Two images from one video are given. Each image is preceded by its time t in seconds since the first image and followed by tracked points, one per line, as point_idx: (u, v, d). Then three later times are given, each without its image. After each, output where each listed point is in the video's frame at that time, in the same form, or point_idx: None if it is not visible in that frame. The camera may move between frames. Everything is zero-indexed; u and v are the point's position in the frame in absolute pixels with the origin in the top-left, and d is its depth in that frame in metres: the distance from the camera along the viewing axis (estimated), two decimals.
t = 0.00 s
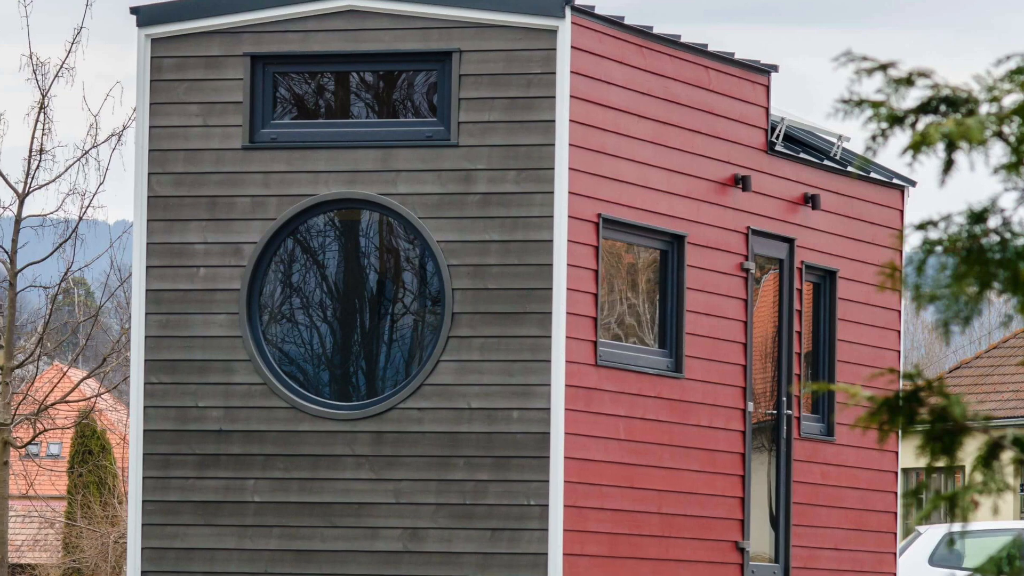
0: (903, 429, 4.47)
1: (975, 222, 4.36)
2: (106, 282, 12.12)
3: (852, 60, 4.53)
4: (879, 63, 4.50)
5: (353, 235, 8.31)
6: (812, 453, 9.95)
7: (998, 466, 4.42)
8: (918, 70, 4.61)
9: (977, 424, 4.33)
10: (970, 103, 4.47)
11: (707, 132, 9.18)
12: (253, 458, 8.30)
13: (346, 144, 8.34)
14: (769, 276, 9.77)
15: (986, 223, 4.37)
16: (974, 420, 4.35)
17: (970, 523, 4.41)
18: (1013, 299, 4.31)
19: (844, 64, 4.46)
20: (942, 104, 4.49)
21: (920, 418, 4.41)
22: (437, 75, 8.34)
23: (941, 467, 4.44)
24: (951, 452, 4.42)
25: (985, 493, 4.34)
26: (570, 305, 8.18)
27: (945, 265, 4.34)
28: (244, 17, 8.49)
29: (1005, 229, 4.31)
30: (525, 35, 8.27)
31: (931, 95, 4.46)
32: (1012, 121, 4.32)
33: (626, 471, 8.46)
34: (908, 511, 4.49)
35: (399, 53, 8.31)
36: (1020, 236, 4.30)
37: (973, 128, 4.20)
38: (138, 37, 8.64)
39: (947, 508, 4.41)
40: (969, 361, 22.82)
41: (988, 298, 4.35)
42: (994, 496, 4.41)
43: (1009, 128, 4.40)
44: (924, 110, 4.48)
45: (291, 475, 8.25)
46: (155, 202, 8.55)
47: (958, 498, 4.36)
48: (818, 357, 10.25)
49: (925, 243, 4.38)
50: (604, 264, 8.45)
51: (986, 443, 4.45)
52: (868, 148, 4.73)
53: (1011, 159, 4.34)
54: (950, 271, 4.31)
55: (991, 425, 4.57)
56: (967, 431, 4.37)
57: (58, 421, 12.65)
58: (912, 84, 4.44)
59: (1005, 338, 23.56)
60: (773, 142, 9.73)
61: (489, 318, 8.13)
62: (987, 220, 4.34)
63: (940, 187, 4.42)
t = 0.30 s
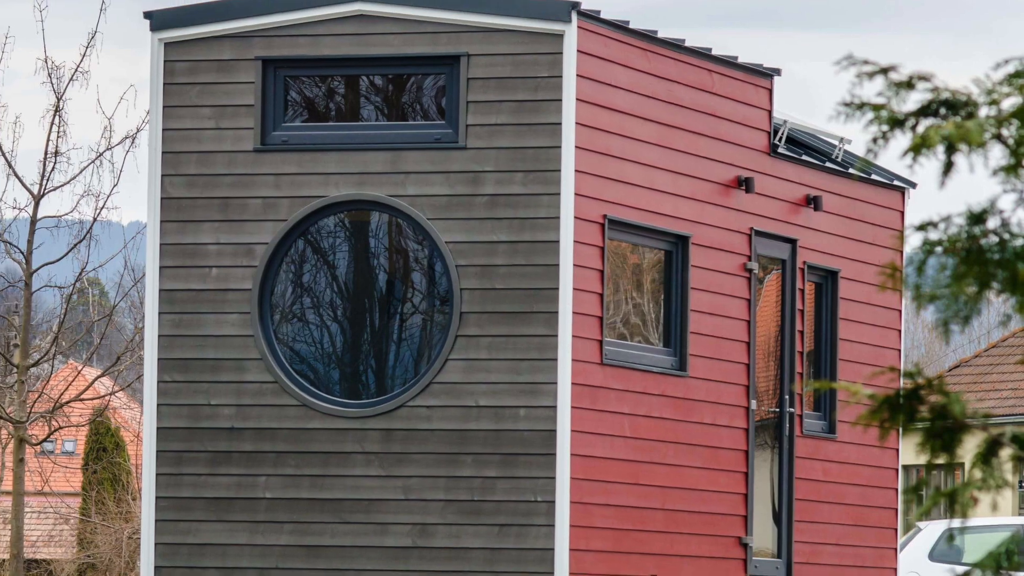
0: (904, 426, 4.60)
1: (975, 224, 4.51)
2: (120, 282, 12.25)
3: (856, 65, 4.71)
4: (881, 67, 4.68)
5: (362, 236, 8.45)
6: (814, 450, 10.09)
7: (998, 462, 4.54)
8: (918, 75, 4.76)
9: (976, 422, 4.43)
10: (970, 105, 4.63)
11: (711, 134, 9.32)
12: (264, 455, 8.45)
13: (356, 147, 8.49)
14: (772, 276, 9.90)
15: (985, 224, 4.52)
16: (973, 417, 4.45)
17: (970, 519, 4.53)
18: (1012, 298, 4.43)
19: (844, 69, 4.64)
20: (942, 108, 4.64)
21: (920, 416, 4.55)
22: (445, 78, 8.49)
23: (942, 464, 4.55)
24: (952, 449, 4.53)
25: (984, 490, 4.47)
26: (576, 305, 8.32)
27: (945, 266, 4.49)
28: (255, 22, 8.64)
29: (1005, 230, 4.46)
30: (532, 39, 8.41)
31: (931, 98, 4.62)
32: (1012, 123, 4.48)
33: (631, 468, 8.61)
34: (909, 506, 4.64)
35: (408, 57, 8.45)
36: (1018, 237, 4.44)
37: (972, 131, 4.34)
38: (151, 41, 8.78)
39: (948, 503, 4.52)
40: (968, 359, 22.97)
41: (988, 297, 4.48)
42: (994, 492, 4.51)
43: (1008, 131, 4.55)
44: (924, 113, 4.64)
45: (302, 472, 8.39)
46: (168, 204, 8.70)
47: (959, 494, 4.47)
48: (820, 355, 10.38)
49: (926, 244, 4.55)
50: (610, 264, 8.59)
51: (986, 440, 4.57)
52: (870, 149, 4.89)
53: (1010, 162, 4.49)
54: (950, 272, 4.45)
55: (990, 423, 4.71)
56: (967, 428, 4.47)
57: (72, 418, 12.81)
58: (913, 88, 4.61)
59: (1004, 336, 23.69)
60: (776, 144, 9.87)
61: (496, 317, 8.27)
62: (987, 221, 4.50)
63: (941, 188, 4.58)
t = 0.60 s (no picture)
0: (904, 423, 4.70)
1: (974, 224, 4.65)
2: (134, 281, 12.37)
3: (857, 68, 4.78)
4: (881, 70, 4.76)
5: (372, 236, 8.60)
6: (816, 447, 10.23)
7: (996, 460, 4.69)
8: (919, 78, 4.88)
9: (977, 420, 4.55)
10: (969, 108, 4.74)
11: (715, 136, 9.46)
12: (275, 452, 8.60)
13: (365, 149, 8.63)
14: (775, 276, 10.03)
15: (984, 225, 4.66)
16: (974, 416, 4.56)
17: (969, 514, 4.66)
18: (1010, 298, 4.58)
19: (848, 72, 4.68)
20: (942, 110, 4.75)
21: (921, 413, 4.64)
22: (454, 81, 8.63)
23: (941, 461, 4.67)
24: (951, 446, 4.65)
25: (984, 486, 4.59)
26: (583, 305, 8.46)
27: (945, 266, 4.63)
28: (267, 26, 8.78)
29: (1003, 231, 4.60)
30: (539, 43, 8.55)
31: (931, 101, 4.72)
32: (1010, 127, 4.60)
33: (637, 465, 8.75)
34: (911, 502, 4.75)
35: (417, 61, 8.60)
36: (1017, 239, 4.59)
37: (971, 133, 4.46)
38: (164, 46, 8.94)
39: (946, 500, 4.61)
40: (967, 357, 23.14)
41: (987, 297, 4.62)
42: (992, 489, 4.65)
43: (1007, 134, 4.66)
44: (924, 115, 4.75)
45: (313, 469, 8.54)
46: (181, 205, 8.85)
47: (959, 491, 4.59)
48: (821, 354, 10.52)
49: (926, 244, 4.69)
50: (615, 264, 8.73)
51: (985, 438, 4.71)
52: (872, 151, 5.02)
53: (1009, 163, 4.62)
54: (950, 272, 4.58)
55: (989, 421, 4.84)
56: (966, 426, 4.58)
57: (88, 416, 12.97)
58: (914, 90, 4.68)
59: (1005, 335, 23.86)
60: (778, 147, 10.00)
61: (504, 317, 8.42)
62: (986, 222, 4.63)
63: (941, 189, 4.71)
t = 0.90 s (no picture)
0: (905, 421, 4.81)
1: (973, 226, 4.79)
2: (146, 282, 12.52)
3: (858, 72, 4.97)
4: (882, 74, 4.94)
5: (381, 237, 8.75)
6: (818, 445, 10.37)
7: (994, 456, 4.82)
8: (919, 81, 5.03)
9: (976, 417, 4.65)
10: (969, 111, 4.87)
11: (719, 139, 9.60)
12: (286, 449, 8.75)
13: (374, 151, 8.78)
14: (777, 276, 10.18)
15: (983, 226, 4.80)
16: (973, 413, 4.67)
17: (968, 510, 4.80)
18: (1009, 298, 4.70)
19: (850, 75, 4.91)
20: (942, 113, 4.90)
21: (921, 411, 4.76)
22: (461, 85, 8.78)
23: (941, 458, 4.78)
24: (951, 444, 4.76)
25: (983, 483, 4.73)
26: (588, 305, 8.60)
27: (944, 266, 4.77)
28: (278, 30, 8.93)
29: (1001, 232, 4.73)
30: (545, 47, 8.69)
31: (931, 104, 4.89)
32: (1009, 129, 4.74)
33: (641, 462, 8.89)
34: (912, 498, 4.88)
35: (425, 65, 8.74)
36: (1015, 240, 4.72)
37: (971, 136, 4.59)
38: (177, 49, 9.09)
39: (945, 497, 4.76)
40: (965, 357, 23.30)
41: (986, 297, 4.75)
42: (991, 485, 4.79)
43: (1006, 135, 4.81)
44: (925, 118, 4.91)
45: (323, 466, 8.69)
46: (193, 207, 9.00)
47: (958, 488, 4.74)
48: (823, 353, 10.65)
49: (926, 245, 4.83)
50: (621, 264, 8.87)
51: (985, 435, 4.82)
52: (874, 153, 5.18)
53: (1008, 165, 4.78)
54: (950, 272, 4.72)
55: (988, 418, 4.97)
56: (966, 424, 4.69)
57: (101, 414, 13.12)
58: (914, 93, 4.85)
59: (1003, 333, 24.02)
60: (781, 149, 10.14)
61: (510, 316, 8.56)
62: (986, 223, 4.77)
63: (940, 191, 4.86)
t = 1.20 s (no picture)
0: (905, 420, 4.92)
1: (973, 226, 4.88)
2: (159, 282, 12.67)
3: (860, 75, 5.07)
4: (883, 77, 5.05)
5: (390, 238, 8.90)
6: (820, 442, 10.50)
7: (993, 453, 4.95)
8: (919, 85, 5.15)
9: (974, 415, 4.78)
10: (968, 114, 4.98)
11: (723, 141, 9.74)
12: (296, 447, 8.90)
13: (383, 153, 8.92)
14: (779, 276, 10.32)
15: (982, 227, 4.89)
16: (972, 410, 4.79)
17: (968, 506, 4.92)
18: (1009, 298, 4.80)
19: (850, 79, 4.97)
20: (942, 116, 5.00)
21: (921, 409, 4.87)
22: (469, 88, 8.92)
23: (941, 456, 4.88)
24: (951, 442, 4.86)
25: (983, 479, 4.88)
26: (594, 304, 8.74)
27: (945, 267, 4.88)
28: (289, 34, 9.08)
29: (1000, 233, 4.81)
30: (551, 51, 8.83)
31: (931, 107, 4.99)
32: (1008, 132, 4.86)
33: (646, 459, 9.03)
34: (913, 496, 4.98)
35: (433, 68, 8.88)
36: (1014, 240, 4.80)
37: (970, 138, 4.69)
38: (189, 53, 9.24)
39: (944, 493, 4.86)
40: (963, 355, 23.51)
41: (984, 296, 4.85)
42: (991, 482, 4.91)
43: (1005, 139, 4.93)
44: (925, 120, 5.02)
45: (333, 463, 8.83)
46: (205, 208, 9.15)
47: (958, 484, 4.86)
48: (825, 352, 10.79)
49: (926, 246, 4.93)
50: (626, 265, 9.01)
51: (983, 432, 4.96)
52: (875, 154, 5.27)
53: (1006, 167, 4.91)
54: (950, 272, 4.83)
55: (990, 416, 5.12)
56: (965, 421, 4.81)
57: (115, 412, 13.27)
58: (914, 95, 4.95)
59: (1003, 332, 24.20)
60: (783, 151, 10.27)
61: (517, 316, 8.70)
62: (984, 224, 4.85)
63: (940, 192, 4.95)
